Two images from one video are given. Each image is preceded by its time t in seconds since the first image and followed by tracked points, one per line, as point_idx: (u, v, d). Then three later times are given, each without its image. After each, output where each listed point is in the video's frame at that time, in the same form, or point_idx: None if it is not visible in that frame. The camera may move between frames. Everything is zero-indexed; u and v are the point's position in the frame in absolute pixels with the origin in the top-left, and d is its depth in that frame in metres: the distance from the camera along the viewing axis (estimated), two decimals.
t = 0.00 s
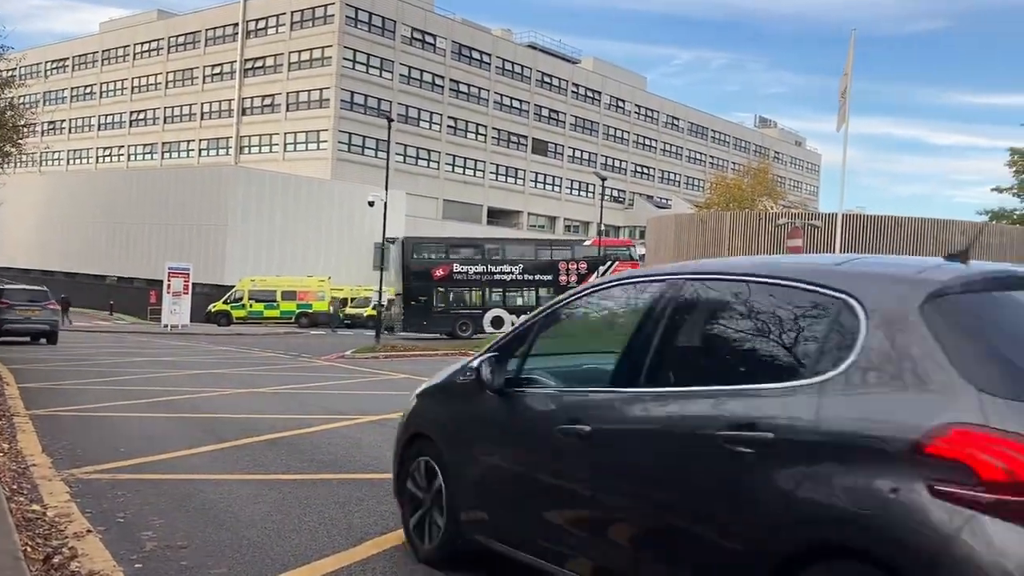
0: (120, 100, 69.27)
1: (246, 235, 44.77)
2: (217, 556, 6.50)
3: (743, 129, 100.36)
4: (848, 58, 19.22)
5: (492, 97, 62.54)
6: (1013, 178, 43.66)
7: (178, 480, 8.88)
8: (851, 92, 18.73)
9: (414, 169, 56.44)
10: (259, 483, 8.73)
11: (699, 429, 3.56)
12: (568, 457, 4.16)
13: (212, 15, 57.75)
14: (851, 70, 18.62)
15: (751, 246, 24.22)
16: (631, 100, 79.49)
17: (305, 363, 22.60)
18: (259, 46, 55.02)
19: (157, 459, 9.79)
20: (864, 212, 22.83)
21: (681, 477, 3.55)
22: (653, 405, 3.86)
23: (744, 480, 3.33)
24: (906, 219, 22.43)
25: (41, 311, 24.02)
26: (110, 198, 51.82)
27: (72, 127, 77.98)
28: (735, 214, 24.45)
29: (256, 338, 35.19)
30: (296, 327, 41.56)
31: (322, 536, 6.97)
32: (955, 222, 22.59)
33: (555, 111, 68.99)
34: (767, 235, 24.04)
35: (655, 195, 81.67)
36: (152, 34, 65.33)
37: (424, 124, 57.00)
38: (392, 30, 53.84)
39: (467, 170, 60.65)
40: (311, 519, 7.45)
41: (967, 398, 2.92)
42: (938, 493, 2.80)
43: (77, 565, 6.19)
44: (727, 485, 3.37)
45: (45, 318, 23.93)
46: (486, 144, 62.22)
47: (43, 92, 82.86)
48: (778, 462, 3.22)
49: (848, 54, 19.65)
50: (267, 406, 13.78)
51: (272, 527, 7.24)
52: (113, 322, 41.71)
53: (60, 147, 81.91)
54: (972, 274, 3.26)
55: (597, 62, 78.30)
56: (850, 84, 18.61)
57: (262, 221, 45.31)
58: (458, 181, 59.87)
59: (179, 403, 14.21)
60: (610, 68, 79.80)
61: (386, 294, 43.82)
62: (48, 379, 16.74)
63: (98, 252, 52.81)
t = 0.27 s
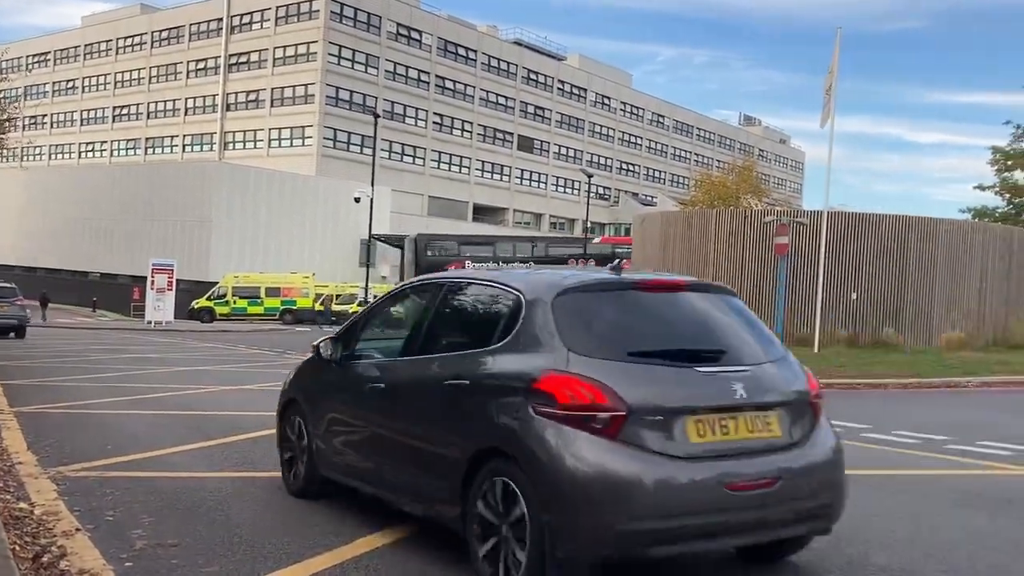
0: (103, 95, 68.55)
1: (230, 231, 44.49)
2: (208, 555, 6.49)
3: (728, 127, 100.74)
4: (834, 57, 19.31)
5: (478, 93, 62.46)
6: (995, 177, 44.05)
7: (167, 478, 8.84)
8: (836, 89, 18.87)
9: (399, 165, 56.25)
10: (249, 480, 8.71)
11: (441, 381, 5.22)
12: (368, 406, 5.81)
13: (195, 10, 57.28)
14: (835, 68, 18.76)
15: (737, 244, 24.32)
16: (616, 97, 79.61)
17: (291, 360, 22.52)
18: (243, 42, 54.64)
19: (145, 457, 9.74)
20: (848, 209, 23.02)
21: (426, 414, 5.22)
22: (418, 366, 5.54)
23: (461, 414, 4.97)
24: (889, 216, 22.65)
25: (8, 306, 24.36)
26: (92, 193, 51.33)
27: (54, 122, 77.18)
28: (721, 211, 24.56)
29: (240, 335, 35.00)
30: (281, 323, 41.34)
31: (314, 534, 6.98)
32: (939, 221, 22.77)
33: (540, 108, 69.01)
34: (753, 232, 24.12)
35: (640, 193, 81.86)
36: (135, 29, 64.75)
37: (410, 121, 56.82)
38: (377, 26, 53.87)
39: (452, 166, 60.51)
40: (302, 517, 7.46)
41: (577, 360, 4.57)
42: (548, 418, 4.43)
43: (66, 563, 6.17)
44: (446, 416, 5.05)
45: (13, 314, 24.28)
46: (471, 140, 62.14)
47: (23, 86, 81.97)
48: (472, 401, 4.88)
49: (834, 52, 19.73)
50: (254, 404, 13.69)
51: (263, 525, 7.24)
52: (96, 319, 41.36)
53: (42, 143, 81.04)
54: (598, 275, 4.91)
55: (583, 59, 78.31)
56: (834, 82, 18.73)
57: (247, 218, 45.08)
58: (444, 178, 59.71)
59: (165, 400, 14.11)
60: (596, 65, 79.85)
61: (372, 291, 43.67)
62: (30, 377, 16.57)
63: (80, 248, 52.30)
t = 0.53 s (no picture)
0: (83, 89, 67.78)
1: (212, 227, 44.14)
2: (196, 552, 6.47)
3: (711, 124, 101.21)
4: (818, 55, 19.40)
5: (462, 89, 62.32)
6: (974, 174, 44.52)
7: (152, 475, 8.78)
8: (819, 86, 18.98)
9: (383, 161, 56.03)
10: (235, 478, 8.67)
11: (297, 355, 7.07)
12: (251, 377, 7.66)
13: (177, 3, 56.77)
14: (818, 65, 18.88)
15: (721, 241, 24.51)
16: (600, 94, 79.79)
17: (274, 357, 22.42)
18: (225, 37, 54.20)
19: (128, 454, 9.66)
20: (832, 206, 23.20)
21: (284, 377, 7.09)
22: (285, 344, 7.40)
23: (307, 378, 6.81)
24: (872, 213, 22.87)
25: None
26: (72, 188, 50.82)
27: (33, 116, 76.34)
28: (705, 208, 24.72)
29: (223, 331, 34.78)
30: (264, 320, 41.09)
31: (301, 531, 6.98)
32: (920, 218, 23.03)
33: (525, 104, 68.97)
34: (737, 229, 24.27)
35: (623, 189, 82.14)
36: (115, 23, 64.11)
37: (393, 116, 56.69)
38: (361, 21, 53.38)
39: (437, 162, 60.35)
40: (289, 514, 7.46)
41: (385, 338, 6.42)
42: (360, 379, 6.26)
43: (52, 561, 6.12)
44: (296, 378, 6.90)
45: None
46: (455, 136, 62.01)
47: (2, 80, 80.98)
48: (313, 368, 6.73)
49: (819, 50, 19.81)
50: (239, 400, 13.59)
51: (252, 522, 7.23)
52: (76, 315, 40.97)
53: (20, 137, 80.11)
54: (406, 280, 6.77)
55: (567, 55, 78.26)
56: (818, 79, 18.84)
57: (230, 213, 44.78)
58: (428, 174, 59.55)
59: (148, 397, 14.00)
60: (580, 61, 79.88)
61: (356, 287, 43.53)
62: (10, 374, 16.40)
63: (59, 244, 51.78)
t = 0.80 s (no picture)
0: (62, 83, 67.16)
1: (192, 222, 43.72)
2: (179, 551, 6.43)
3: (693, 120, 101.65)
4: (799, 53, 19.53)
5: (444, 85, 62.12)
6: (953, 171, 44.97)
7: (133, 473, 8.70)
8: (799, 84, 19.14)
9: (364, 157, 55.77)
10: (218, 475, 8.61)
11: (196, 339, 8.75)
12: (162, 356, 9.35)
13: None
14: (799, 62, 19.02)
15: (702, 237, 24.59)
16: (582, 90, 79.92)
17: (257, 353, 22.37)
18: (206, 31, 53.73)
19: (109, 452, 9.56)
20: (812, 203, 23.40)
21: (185, 357, 8.75)
22: (188, 330, 9.08)
23: (201, 354, 8.49)
24: (852, 210, 23.09)
25: None
26: (49, 183, 50.21)
27: (8, 110, 75.35)
28: (687, 205, 24.83)
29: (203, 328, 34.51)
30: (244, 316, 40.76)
31: (284, 528, 6.95)
32: (900, 214, 23.28)
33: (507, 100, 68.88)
34: (718, 226, 24.38)
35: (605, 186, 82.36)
36: (93, 16, 63.40)
37: (375, 112, 56.40)
38: (343, 16, 53.02)
39: (419, 158, 60.17)
40: (273, 511, 7.42)
41: (258, 325, 8.06)
42: (237, 358, 7.92)
43: (33, 560, 6.06)
44: (192, 356, 8.58)
45: None
46: (437, 132, 61.82)
47: None
48: (205, 349, 8.39)
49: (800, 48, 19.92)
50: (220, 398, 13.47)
51: (235, 520, 7.19)
52: (54, 312, 40.50)
53: None
54: (280, 279, 8.39)
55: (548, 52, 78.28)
56: (799, 77, 18.98)
57: (210, 209, 44.42)
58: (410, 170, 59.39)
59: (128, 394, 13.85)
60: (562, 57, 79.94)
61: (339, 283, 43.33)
62: None
63: (36, 239, 51.16)
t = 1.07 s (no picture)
0: (35, 77, 66.23)
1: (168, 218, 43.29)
2: (157, 548, 6.37)
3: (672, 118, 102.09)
4: (777, 51, 19.68)
5: (423, 81, 61.94)
6: (928, 168, 45.44)
7: (109, 471, 8.61)
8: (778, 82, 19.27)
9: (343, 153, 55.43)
10: (196, 473, 8.54)
11: (115, 328, 10.20)
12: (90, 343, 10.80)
13: None
14: (777, 60, 19.14)
15: (681, 233, 24.72)
16: (562, 87, 79.99)
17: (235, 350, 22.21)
18: (183, 25, 53.16)
19: (84, 450, 9.45)
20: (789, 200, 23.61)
21: (107, 343, 10.22)
22: (111, 321, 10.54)
23: (118, 340, 9.98)
24: (828, 207, 23.32)
25: None
26: (23, 178, 49.48)
27: None
28: (665, 201, 24.95)
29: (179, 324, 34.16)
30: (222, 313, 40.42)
31: (263, 525, 6.91)
32: (876, 211, 23.53)
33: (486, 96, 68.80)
34: (696, 222, 24.51)
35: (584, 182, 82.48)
36: (67, 9, 62.55)
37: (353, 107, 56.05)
38: (320, 11, 52.88)
39: (397, 154, 59.92)
40: (252, 509, 7.37)
41: (164, 315, 9.52)
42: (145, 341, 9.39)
43: (7, 559, 5.97)
44: (113, 341, 10.02)
45: None
46: (416, 128, 61.61)
47: None
48: (122, 334, 9.85)
49: (776, 46, 20.09)
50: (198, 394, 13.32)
51: (213, 517, 7.14)
52: (27, 308, 39.92)
53: None
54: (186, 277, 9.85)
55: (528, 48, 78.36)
56: (777, 75, 19.12)
57: (187, 205, 44.00)
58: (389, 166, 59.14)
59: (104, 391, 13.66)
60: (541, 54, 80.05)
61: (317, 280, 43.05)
62: None
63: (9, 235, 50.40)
